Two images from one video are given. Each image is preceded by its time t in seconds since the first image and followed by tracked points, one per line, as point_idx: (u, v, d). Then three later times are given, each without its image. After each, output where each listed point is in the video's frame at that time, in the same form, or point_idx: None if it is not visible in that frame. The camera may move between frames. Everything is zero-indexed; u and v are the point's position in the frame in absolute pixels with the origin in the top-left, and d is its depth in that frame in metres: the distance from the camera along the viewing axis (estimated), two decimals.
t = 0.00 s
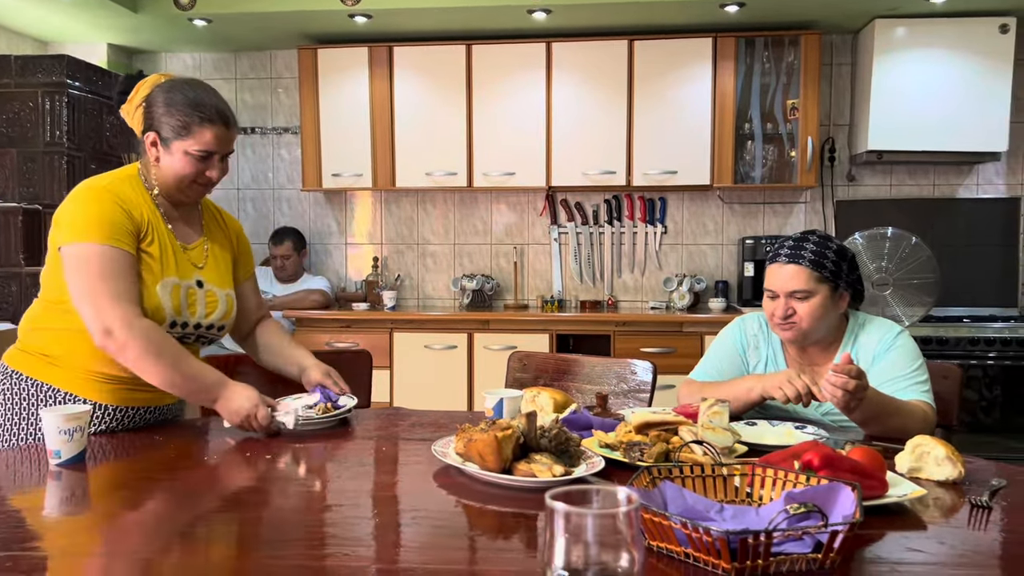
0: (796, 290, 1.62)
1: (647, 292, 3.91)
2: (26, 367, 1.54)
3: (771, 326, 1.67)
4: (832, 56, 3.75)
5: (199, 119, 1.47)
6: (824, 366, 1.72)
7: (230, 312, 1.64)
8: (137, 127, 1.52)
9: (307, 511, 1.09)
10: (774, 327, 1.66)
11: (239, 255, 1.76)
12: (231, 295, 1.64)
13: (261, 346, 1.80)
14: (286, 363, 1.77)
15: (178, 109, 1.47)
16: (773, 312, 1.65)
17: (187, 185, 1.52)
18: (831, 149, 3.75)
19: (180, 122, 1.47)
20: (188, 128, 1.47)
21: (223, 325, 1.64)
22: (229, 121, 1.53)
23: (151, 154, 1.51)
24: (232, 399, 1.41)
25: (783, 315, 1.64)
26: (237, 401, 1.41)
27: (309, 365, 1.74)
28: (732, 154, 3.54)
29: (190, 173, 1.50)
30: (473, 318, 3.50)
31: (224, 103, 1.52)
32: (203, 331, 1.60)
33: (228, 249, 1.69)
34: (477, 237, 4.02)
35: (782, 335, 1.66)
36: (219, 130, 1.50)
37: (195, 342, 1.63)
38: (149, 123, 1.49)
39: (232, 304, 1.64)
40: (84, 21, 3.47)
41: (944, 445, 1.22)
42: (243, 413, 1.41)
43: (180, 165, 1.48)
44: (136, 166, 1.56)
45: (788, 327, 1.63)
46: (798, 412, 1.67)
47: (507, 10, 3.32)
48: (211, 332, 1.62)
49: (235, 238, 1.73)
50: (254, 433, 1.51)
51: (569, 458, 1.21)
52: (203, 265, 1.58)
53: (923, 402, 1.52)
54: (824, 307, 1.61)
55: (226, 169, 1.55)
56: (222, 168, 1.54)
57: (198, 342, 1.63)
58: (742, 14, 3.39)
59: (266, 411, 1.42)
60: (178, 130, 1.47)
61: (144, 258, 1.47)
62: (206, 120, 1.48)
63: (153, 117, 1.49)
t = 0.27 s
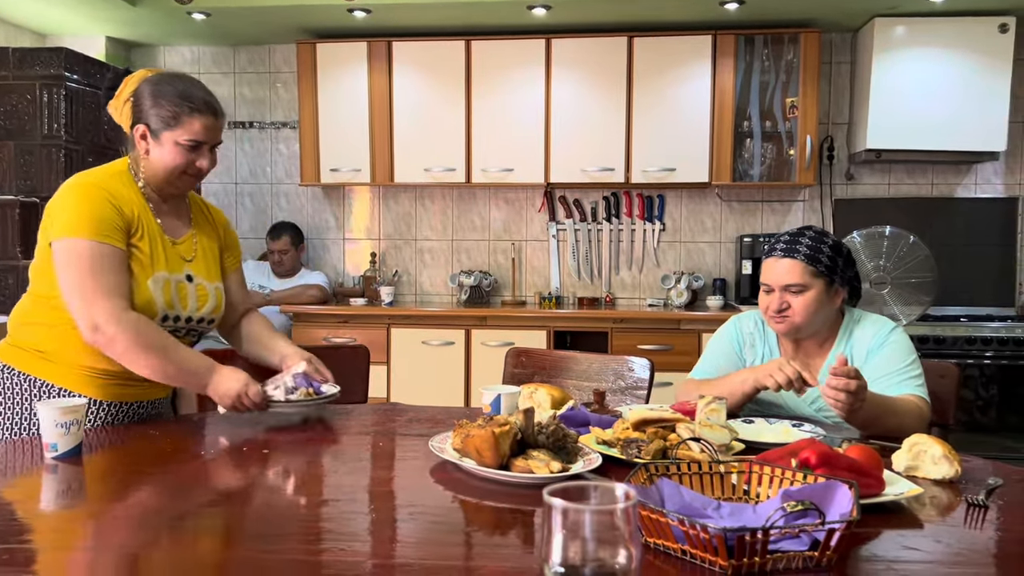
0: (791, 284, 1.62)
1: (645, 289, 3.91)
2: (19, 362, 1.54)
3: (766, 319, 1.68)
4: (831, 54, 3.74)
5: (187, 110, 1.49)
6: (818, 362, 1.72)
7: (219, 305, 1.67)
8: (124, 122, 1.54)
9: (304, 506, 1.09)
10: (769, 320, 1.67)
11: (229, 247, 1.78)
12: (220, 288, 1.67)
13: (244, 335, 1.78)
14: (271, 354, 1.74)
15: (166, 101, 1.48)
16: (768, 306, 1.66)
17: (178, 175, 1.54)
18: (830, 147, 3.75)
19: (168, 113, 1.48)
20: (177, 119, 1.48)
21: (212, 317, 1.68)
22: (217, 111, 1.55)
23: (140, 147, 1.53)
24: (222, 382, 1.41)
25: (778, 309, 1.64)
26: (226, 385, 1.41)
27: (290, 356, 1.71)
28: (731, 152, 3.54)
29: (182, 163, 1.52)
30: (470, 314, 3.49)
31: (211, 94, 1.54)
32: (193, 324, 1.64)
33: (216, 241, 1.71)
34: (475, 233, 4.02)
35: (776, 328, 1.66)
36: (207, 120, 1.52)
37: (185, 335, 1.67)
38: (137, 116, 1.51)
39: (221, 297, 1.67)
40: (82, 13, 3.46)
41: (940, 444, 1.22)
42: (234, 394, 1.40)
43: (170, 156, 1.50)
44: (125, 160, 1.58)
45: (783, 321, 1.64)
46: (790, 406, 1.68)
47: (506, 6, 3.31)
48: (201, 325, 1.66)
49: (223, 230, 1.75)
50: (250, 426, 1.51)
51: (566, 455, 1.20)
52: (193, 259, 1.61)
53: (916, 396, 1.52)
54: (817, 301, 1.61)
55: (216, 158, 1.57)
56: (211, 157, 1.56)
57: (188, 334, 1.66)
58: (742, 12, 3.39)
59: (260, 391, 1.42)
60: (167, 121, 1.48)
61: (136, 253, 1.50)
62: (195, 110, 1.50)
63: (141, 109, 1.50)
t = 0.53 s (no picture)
0: (797, 282, 1.62)
1: (645, 287, 3.91)
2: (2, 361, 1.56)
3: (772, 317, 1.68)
4: (833, 53, 3.74)
5: (138, 87, 1.56)
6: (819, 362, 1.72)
7: (194, 280, 1.72)
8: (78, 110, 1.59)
9: (301, 501, 1.09)
10: (775, 318, 1.67)
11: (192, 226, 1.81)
12: (190, 263, 1.72)
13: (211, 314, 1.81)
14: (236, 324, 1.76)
15: (116, 80, 1.55)
16: (774, 303, 1.66)
17: (137, 153, 1.58)
18: (831, 146, 3.75)
19: (121, 91, 1.55)
20: (130, 96, 1.54)
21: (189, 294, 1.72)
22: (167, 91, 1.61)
23: (97, 131, 1.57)
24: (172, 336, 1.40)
25: (784, 306, 1.64)
26: (176, 339, 1.39)
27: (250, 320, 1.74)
28: (731, 150, 3.54)
29: (138, 139, 1.57)
30: (469, 310, 3.49)
31: (161, 75, 1.61)
32: (171, 301, 1.68)
33: (179, 220, 1.74)
34: (475, 230, 4.01)
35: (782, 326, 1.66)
36: (159, 96, 1.58)
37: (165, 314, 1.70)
38: (89, 100, 1.56)
39: (194, 272, 1.72)
40: (82, 6, 3.45)
41: (939, 444, 1.22)
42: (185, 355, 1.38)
43: (127, 134, 1.55)
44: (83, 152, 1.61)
45: (788, 318, 1.64)
46: (791, 405, 1.68)
47: (507, 2, 3.31)
48: (179, 301, 1.70)
49: (184, 209, 1.79)
50: (248, 420, 1.51)
51: (565, 452, 1.20)
52: (160, 237, 1.65)
53: (916, 396, 1.52)
54: (824, 300, 1.61)
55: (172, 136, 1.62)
56: (168, 135, 1.61)
57: (168, 312, 1.70)
58: (744, 10, 3.38)
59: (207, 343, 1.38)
60: (120, 99, 1.54)
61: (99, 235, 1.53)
62: (146, 87, 1.56)
63: (94, 92, 1.56)
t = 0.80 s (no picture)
0: (799, 282, 1.62)
1: (645, 286, 3.91)
2: None
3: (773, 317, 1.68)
4: (835, 53, 3.74)
5: (69, 77, 1.57)
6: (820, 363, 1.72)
7: (142, 266, 1.82)
8: (6, 106, 1.59)
9: (300, 496, 1.09)
10: (776, 318, 1.67)
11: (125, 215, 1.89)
12: (135, 250, 1.82)
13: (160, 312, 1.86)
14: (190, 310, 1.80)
15: (46, 72, 1.56)
16: (776, 303, 1.66)
17: (72, 143, 1.61)
18: (832, 146, 3.75)
19: (51, 83, 1.56)
20: (63, 87, 1.56)
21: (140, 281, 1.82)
22: (97, 78, 1.63)
23: (29, 124, 1.58)
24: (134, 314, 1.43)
25: (785, 306, 1.64)
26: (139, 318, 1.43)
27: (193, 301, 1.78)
28: (733, 150, 3.53)
29: (73, 129, 1.59)
30: (469, 308, 3.49)
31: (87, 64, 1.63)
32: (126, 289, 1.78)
33: (116, 209, 1.83)
34: (475, 228, 4.01)
35: (784, 326, 1.66)
36: (90, 84, 1.60)
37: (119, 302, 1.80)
38: (17, 95, 1.57)
39: (139, 258, 1.82)
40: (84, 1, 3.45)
41: (938, 445, 1.22)
42: (146, 332, 1.42)
43: (62, 125, 1.58)
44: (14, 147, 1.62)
45: (790, 319, 1.64)
46: (792, 405, 1.68)
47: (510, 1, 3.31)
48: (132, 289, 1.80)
49: (118, 198, 1.86)
50: (247, 418, 1.51)
51: (563, 450, 1.20)
52: (105, 228, 1.74)
53: (916, 396, 1.52)
54: (826, 300, 1.61)
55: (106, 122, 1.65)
56: (101, 122, 1.64)
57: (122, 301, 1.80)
58: (746, 9, 3.38)
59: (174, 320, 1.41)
60: (52, 91, 1.56)
61: (49, 230, 1.61)
62: (76, 76, 1.58)
63: (23, 86, 1.56)
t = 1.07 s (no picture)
0: (800, 287, 1.62)
1: (646, 287, 3.91)
2: None
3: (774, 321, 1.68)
4: (838, 55, 3.74)
5: (46, 77, 1.66)
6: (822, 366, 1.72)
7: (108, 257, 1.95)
8: None
9: (301, 496, 1.09)
10: (777, 322, 1.67)
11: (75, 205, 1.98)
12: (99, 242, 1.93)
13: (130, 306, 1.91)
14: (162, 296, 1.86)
15: (23, 73, 1.64)
16: (776, 308, 1.66)
17: (49, 140, 1.69)
18: (835, 148, 3.75)
19: (29, 83, 1.64)
20: (41, 87, 1.65)
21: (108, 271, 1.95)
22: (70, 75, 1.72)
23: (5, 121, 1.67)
24: (122, 293, 1.52)
25: (786, 310, 1.64)
26: (127, 294, 1.52)
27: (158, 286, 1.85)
28: (736, 151, 3.53)
29: (49, 127, 1.68)
30: (470, 308, 3.49)
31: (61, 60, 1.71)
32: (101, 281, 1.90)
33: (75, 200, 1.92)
34: (477, 228, 4.01)
35: (785, 331, 1.66)
36: (66, 83, 1.69)
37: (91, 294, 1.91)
38: None
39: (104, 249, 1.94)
40: None
41: (939, 449, 1.22)
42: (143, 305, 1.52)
43: (40, 123, 1.67)
44: None
45: (790, 323, 1.64)
46: (792, 408, 1.68)
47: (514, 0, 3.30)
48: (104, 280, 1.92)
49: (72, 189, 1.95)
50: (248, 417, 1.51)
51: (565, 451, 1.20)
52: (77, 223, 1.85)
53: (918, 399, 1.52)
54: (826, 305, 1.61)
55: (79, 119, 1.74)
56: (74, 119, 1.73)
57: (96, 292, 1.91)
58: (750, 11, 3.38)
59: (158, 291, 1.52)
60: (32, 91, 1.64)
61: (40, 230, 1.71)
62: (52, 76, 1.67)
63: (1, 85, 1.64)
